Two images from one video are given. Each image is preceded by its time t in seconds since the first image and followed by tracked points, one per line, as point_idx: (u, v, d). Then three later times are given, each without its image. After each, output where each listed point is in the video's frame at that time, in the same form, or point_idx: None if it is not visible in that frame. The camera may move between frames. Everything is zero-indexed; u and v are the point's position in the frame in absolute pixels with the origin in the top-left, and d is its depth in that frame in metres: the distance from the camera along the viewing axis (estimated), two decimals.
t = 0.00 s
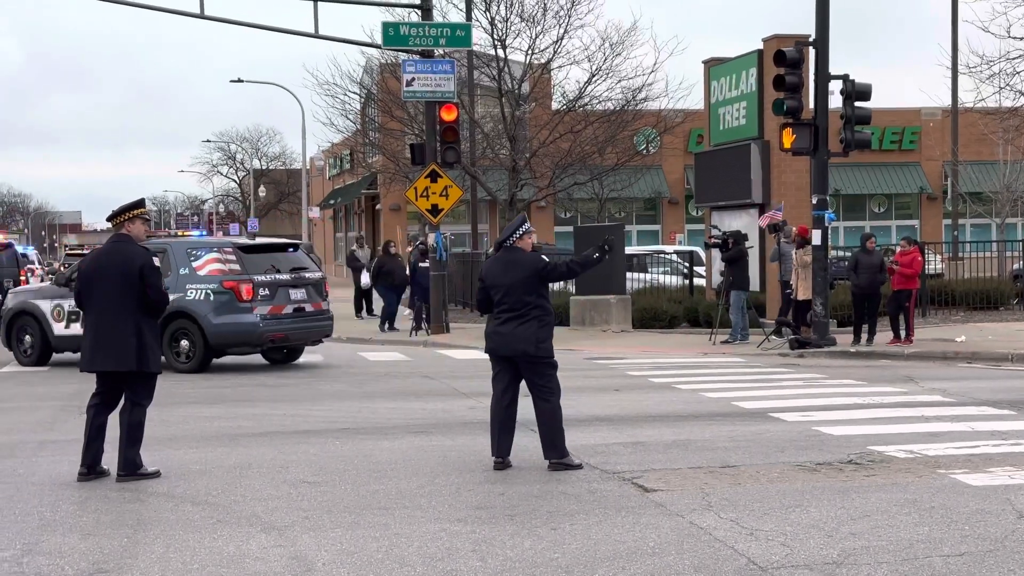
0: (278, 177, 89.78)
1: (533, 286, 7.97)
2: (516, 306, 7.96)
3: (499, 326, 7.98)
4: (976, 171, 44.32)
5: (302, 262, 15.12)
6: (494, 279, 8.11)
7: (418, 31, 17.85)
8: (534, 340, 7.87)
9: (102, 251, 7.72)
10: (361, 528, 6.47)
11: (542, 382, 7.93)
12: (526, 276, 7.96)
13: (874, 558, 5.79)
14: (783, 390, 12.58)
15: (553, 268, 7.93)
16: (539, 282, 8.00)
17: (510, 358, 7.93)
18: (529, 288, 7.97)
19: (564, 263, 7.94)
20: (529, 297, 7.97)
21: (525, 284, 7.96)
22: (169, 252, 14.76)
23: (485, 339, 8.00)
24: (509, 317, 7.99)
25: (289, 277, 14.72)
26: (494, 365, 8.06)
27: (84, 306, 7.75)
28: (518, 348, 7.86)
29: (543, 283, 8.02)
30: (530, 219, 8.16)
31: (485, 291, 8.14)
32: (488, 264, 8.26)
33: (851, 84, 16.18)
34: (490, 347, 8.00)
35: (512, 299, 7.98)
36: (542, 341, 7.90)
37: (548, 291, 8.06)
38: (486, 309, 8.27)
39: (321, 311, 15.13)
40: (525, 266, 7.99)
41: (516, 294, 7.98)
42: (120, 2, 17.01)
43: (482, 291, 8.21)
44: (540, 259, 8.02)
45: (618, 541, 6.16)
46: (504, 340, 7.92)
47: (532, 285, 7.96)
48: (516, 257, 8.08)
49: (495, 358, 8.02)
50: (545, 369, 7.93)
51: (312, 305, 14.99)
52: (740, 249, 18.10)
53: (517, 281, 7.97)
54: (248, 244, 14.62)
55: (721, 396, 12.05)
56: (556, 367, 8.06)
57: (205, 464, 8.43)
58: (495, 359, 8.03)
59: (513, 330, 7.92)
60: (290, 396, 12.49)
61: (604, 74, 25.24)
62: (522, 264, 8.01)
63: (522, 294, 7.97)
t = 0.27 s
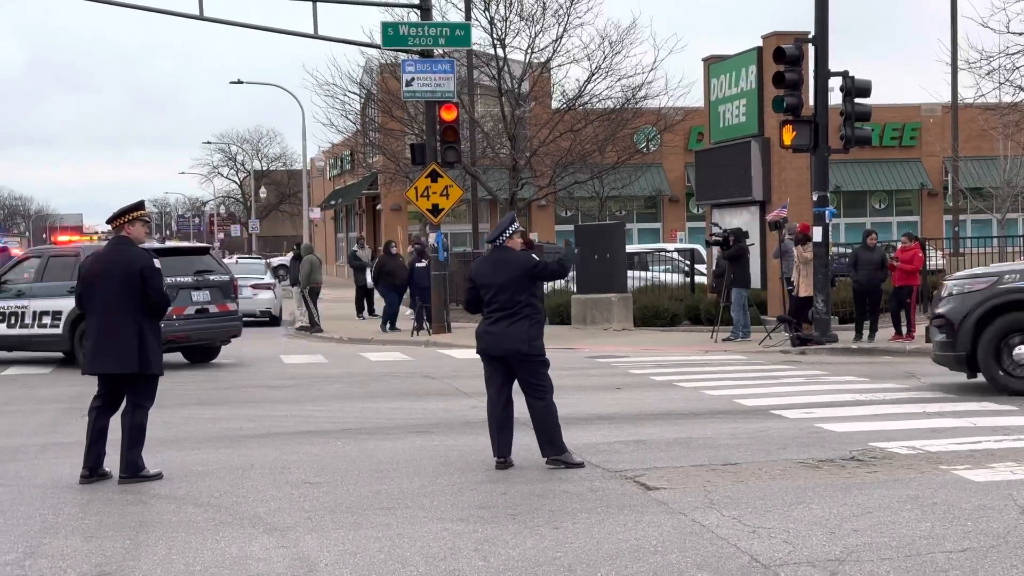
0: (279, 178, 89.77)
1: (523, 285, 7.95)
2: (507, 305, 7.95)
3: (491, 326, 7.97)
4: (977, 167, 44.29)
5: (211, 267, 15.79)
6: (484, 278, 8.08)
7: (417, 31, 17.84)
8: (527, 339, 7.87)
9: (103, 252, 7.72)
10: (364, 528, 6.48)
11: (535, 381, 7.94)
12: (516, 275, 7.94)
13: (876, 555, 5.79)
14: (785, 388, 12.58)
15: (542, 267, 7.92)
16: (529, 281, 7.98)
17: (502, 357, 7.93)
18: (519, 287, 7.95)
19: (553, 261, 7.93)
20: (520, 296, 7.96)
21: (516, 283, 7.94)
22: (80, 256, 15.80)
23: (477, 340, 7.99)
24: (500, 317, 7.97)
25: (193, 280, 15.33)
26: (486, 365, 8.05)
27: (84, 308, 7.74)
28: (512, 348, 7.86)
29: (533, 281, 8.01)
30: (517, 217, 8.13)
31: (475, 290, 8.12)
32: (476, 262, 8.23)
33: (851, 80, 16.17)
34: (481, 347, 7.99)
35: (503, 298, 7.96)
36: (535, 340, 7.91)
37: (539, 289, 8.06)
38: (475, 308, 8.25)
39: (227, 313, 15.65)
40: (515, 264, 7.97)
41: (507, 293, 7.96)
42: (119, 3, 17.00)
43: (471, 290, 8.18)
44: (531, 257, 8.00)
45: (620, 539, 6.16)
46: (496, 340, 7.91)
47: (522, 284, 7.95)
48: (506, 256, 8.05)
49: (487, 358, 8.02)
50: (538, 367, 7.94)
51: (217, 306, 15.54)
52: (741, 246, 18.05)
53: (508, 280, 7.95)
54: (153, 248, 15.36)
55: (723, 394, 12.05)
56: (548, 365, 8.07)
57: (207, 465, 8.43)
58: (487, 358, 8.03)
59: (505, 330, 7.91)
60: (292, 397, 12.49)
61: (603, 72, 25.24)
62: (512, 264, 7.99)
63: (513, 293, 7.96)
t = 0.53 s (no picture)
0: (279, 178, 89.76)
1: (522, 283, 7.97)
2: (505, 303, 7.94)
3: (488, 324, 7.96)
4: (977, 163, 44.32)
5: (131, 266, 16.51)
6: (480, 277, 8.08)
7: (416, 30, 17.84)
8: (526, 337, 7.88)
9: (103, 253, 7.71)
10: (365, 527, 6.48)
11: (533, 378, 7.95)
12: (514, 273, 7.95)
13: (878, 551, 5.79)
14: (787, 384, 12.57)
15: (541, 264, 7.93)
16: (526, 279, 7.99)
17: (500, 356, 7.92)
18: (517, 285, 7.96)
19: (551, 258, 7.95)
20: (517, 294, 7.96)
21: (515, 281, 7.95)
22: (9, 258, 16.14)
23: (475, 338, 7.98)
24: (498, 315, 7.97)
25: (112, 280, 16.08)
26: (483, 363, 8.04)
27: (84, 309, 7.74)
28: (511, 346, 7.85)
29: (531, 279, 8.02)
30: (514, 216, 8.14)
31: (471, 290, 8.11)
32: (472, 262, 8.23)
33: (851, 77, 16.16)
34: (478, 346, 7.98)
35: (500, 296, 7.96)
36: (533, 337, 7.90)
37: (536, 288, 8.07)
38: (471, 307, 8.24)
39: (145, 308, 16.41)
40: (512, 262, 7.98)
41: (505, 291, 7.96)
42: (117, 4, 16.99)
43: (467, 290, 8.18)
44: (528, 254, 8.02)
45: (622, 537, 6.16)
46: (494, 338, 7.91)
47: (519, 282, 7.96)
48: (503, 255, 8.05)
49: (485, 357, 8.01)
50: (536, 366, 7.94)
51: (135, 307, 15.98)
52: (741, 243, 18.04)
53: (506, 278, 7.96)
54: (74, 251, 16.13)
55: (724, 391, 12.05)
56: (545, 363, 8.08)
57: (208, 465, 8.43)
58: (484, 357, 8.02)
59: (503, 328, 7.90)
60: (292, 397, 12.48)
61: (603, 70, 25.23)
62: (510, 262, 8.00)
63: (510, 291, 7.96)
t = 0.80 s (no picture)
0: (276, 177, 89.74)
1: (525, 280, 7.97)
2: (509, 300, 7.93)
3: (491, 321, 7.94)
4: (974, 160, 44.38)
5: (60, 268, 17.18)
6: (482, 274, 8.06)
7: (413, 28, 17.83)
8: (530, 334, 7.88)
9: (101, 253, 7.71)
10: (364, 525, 6.49)
11: (535, 375, 7.96)
12: (518, 270, 7.95)
13: (876, 547, 5.80)
14: (785, 382, 12.58)
15: (545, 261, 7.94)
16: (529, 277, 8.00)
17: (503, 353, 7.92)
18: (521, 282, 7.96)
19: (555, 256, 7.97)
20: (521, 291, 7.96)
21: (518, 278, 7.95)
22: None
23: (477, 336, 7.96)
24: (501, 312, 7.96)
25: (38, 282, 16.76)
26: (484, 360, 8.02)
27: (82, 308, 7.74)
28: (515, 344, 7.86)
29: (533, 277, 8.03)
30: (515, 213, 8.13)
31: (471, 287, 8.08)
32: (471, 258, 8.19)
33: (848, 73, 16.17)
34: (480, 343, 7.96)
35: (504, 293, 7.95)
36: (536, 335, 7.92)
37: (538, 285, 8.08)
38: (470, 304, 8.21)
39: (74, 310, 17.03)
40: (517, 259, 7.97)
41: (508, 288, 7.95)
42: (114, 3, 16.97)
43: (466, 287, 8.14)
44: (531, 252, 8.02)
45: (620, 534, 6.16)
46: (498, 335, 7.89)
47: (524, 279, 7.96)
48: (506, 252, 8.04)
49: (486, 354, 7.99)
50: (537, 364, 7.96)
51: (65, 304, 16.94)
52: (738, 240, 18.06)
53: (510, 275, 7.95)
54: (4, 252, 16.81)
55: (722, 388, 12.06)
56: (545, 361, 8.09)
57: (206, 465, 8.42)
58: (485, 354, 8.00)
59: (507, 325, 7.90)
60: (290, 395, 12.48)
61: (600, 68, 25.23)
62: (514, 259, 7.99)
63: (514, 288, 7.96)
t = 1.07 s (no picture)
0: (274, 176, 89.76)
1: (536, 279, 7.98)
2: (520, 299, 7.94)
3: (503, 320, 7.94)
4: (972, 158, 44.40)
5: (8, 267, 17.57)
6: (491, 274, 8.04)
7: (411, 27, 17.83)
8: (542, 332, 7.90)
9: (98, 252, 7.70)
10: (362, 524, 6.49)
11: (545, 374, 7.98)
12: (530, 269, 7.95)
13: (874, 545, 5.80)
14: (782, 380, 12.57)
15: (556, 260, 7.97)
16: (538, 276, 8.01)
17: (514, 352, 7.92)
18: (532, 281, 7.97)
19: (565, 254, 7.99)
20: (531, 290, 7.97)
21: (530, 277, 7.96)
22: None
23: (489, 335, 7.94)
24: (512, 311, 7.95)
25: None
26: (494, 360, 8.02)
27: (80, 309, 7.73)
28: (529, 342, 7.87)
29: (543, 276, 8.05)
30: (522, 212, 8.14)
31: (481, 286, 8.07)
32: (479, 257, 8.17)
33: (845, 72, 16.17)
34: (491, 342, 7.96)
35: (515, 292, 7.95)
36: (547, 334, 7.94)
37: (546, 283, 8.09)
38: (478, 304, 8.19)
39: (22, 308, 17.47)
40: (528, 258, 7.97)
41: (519, 287, 7.96)
42: (111, 3, 16.96)
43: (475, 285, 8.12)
44: (541, 250, 8.04)
45: (618, 533, 6.17)
46: (510, 335, 7.90)
47: (534, 278, 7.97)
48: (515, 250, 8.04)
49: (497, 353, 7.99)
50: (547, 363, 7.98)
51: (13, 303, 17.38)
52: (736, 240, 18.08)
53: (521, 274, 7.96)
54: None
55: (721, 386, 12.04)
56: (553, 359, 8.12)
57: (205, 464, 8.42)
58: (495, 353, 8.00)
59: (519, 324, 7.90)
60: (288, 395, 12.47)
61: (597, 67, 25.22)
62: (524, 257, 8.00)
63: (525, 287, 7.96)
